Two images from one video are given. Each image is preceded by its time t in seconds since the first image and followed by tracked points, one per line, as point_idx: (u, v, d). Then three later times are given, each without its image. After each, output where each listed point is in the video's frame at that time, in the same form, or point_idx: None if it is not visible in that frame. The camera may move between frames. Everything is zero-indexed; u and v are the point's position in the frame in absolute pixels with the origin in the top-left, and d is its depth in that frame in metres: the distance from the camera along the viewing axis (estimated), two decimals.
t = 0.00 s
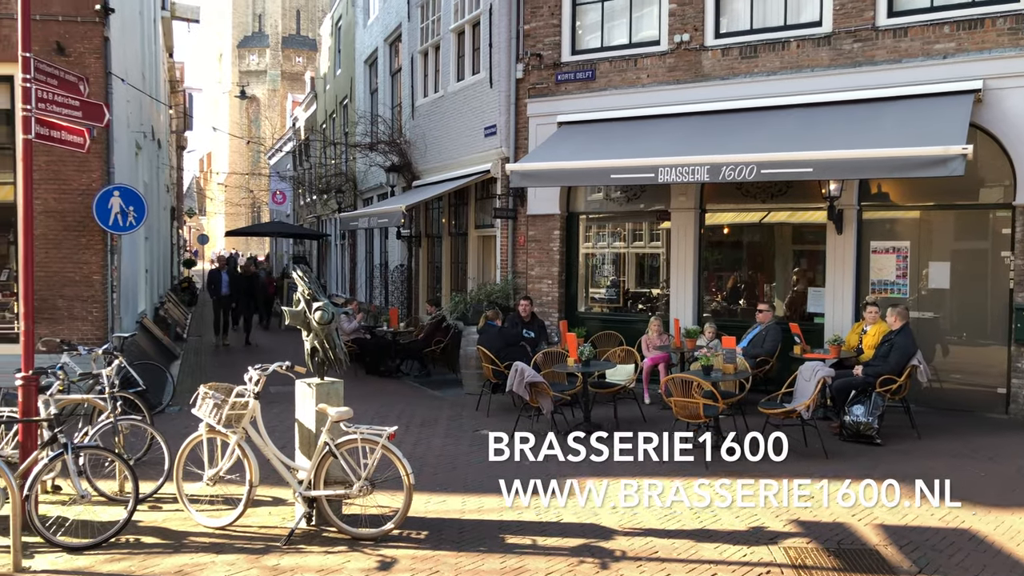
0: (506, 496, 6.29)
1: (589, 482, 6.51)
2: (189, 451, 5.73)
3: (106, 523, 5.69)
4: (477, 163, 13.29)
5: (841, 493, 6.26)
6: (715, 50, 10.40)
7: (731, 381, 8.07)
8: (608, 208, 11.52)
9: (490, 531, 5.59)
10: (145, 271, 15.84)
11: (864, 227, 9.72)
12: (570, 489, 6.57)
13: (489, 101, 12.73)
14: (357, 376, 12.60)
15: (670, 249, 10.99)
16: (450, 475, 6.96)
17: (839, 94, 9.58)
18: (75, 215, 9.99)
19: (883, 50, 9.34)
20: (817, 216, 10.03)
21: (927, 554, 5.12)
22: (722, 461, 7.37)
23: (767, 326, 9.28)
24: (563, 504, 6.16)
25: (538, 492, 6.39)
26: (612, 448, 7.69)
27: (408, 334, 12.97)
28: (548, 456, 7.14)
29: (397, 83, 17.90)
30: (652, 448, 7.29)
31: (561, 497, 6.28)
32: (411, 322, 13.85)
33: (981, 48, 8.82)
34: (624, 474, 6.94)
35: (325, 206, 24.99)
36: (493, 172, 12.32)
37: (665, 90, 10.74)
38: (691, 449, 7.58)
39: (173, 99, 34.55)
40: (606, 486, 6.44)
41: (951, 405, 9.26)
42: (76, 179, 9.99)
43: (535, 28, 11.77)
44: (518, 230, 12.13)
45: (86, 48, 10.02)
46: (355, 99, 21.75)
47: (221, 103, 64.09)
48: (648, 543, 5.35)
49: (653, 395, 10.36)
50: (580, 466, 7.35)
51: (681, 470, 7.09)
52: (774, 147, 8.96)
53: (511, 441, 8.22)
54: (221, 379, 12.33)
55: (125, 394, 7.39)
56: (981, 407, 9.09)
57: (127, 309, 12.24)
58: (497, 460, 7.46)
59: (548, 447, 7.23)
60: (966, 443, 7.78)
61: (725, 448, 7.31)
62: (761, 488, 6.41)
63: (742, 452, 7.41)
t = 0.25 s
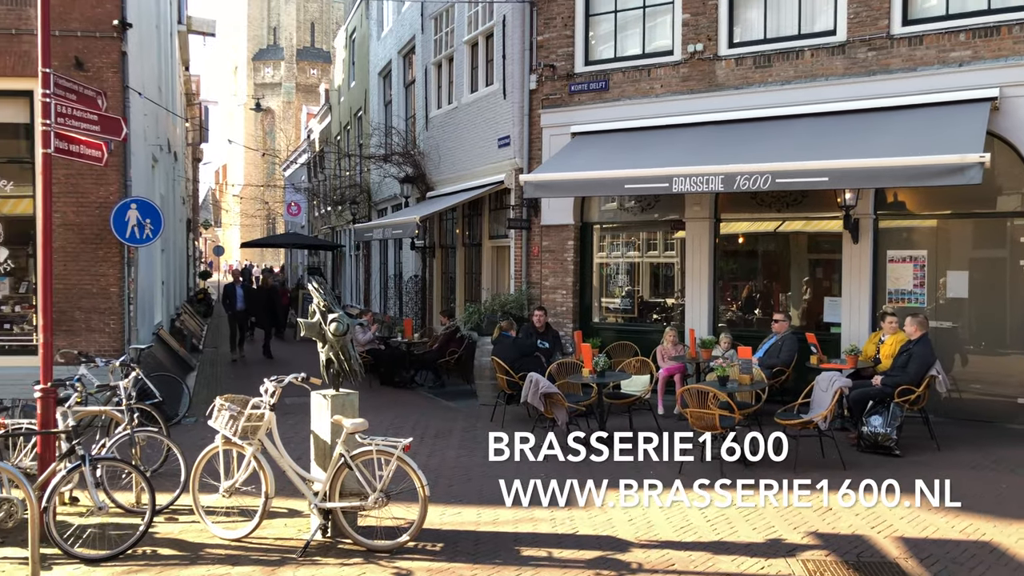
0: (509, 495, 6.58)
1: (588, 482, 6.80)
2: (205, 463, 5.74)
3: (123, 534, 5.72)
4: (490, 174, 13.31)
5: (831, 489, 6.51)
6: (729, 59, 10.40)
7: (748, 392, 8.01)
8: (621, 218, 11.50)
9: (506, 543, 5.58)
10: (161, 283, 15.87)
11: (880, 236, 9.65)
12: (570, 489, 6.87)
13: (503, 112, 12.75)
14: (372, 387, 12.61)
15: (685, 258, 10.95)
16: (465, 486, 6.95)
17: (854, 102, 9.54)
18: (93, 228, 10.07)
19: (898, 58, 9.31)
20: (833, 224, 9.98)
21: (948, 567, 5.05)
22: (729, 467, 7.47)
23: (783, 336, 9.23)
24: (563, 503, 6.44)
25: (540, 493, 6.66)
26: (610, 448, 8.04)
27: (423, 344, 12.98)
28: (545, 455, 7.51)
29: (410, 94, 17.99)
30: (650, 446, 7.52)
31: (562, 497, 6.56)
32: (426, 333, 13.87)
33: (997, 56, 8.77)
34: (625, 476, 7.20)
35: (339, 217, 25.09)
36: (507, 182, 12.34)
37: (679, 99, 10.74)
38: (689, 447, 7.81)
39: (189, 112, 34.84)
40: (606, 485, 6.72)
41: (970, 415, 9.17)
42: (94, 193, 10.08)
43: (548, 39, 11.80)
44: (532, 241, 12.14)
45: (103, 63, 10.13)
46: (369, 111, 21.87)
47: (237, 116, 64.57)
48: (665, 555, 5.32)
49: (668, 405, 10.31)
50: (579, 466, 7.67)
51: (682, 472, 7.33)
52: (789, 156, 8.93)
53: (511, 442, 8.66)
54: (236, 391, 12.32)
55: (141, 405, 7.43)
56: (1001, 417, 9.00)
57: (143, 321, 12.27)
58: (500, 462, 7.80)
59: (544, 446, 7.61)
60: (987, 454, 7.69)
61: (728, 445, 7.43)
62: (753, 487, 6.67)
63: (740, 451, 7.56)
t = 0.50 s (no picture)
0: (509, 495, 6.96)
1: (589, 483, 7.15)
2: (221, 476, 5.75)
3: (139, 548, 5.73)
4: (504, 186, 13.33)
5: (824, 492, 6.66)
6: (742, 71, 10.39)
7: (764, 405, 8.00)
8: (635, 230, 11.48)
9: (521, 557, 5.56)
10: (177, 296, 15.90)
11: (896, 247, 9.58)
12: (571, 490, 7.23)
13: (516, 125, 12.79)
14: (386, 399, 12.63)
15: (699, 270, 10.92)
16: (480, 500, 6.93)
17: (868, 113, 9.51)
18: (110, 243, 10.15)
19: (913, 68, 9.27)
20: (848, 236, 9.93)
21: None
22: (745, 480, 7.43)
23: (798, 348, 9.18)
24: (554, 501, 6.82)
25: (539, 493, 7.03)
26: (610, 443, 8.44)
27: (437, 357, 12.97)
28: (544, 454, 7.94)
29: (424, 108, 18.08)
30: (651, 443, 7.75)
31: (561, 496, 6.92)
32: (440, 345, 13.88)
33: (1013, 65, 8.73)
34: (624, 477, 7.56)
35: (353, 230, 25.20)
36: (520, 195, 12.36)
37: (692, 111, 10.73)
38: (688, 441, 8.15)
39: (205, 127, 35.12)
40: (605, 486, 7.06)
41: (989, 427, 9.08)
42: (111, 208, 10.16)
43: (561, 52, 11.84)
44: (546, 253, 12.14)
45: (121, 79, 10.23)
46: (382, 125, 21.99)
47: (252, 130, 65.08)
48: (681, 568, 5.29)
49: (684, 418, 10.26)
50: (579, 467, 8.07)
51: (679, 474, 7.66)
52: (804, 167, 8.90)
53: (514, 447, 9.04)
54: (252, 405, 12.27)
55: (157, 419, 7.47)
56: (1021, 429, 8.90)
57: (159, 335, 12.33)
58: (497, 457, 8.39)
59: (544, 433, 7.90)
60: (1008, 467, 7.61)
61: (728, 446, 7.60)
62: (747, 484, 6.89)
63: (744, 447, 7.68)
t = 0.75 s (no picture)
0: (510, 496, 7.42)
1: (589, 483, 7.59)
2: (231, 492, 5.77)
3: (149, 564, 5.74)
4: (512, 201, 13.36)
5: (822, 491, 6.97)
6: (750, 85, 10.41)
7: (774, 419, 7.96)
8: (644, 243, 11.48)
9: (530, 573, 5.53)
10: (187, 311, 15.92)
11: (906, 260, 9.54)
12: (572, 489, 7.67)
13: (524, 140, 12.82)
14: (395, 414, 12.62)
15: (708, 283, 10.90)
16: (489, 515, 6.91)
17: (877, 126, 9.50)
18: (120, 259, 10.20)
19: (921, 81, 9.27)
20: (858, 248, 9.89)
21: None
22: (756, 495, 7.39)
23: (809, 361, 9.12)
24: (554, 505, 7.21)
25: (540, 493, 7.48)
26: (608, 445, 8.83)
27: (445, 371, 12.95)
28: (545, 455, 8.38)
29: (433, 123, 18.16)
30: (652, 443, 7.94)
31: (561, 496, 7.36)
32: (449, 359, 13.88)
33: (1021, 78, 8.72)
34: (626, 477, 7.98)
35: (363, 245, 25.27)
36: (529, 209, 12.38)
37: (700, 125, 10.74)
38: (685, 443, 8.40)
39: (216, 142, 35.33)
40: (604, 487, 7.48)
41: (1002, 441, 9.00)
42: (122, 224, 10.22)
43: (569, 67, 11.89)
44: (554, 267, 12.15)
45: (132, 96, 10.31)
46: (391, 140, 22.09)
47: (261, 146, 65.45)
48: None
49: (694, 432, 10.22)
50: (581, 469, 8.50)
51: (677, 477, 8.05)
52: (812, 181, 8.89)
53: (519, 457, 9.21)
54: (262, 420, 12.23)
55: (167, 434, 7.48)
56: None
57: (168, 351, 12.33)
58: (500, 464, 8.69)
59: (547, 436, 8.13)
60: (1021, 482, 7.54)
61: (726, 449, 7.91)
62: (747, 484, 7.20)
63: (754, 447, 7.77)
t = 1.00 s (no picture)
0: (510, 495, 7.86)
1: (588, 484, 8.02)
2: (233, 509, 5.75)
3: None
4: (515, 215, 13.38)
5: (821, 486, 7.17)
6: (751, 100, 10.44)
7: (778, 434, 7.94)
8: (646, 257, 11.49)
9: None
10: (190, 327, 15.89)
11: (909, 273, 9.54)
12: (573, 489, 8.12)
13: (527, 155, 12.86)
14: (398, 429, 12.60)
15: (711, 297, 10.89)
16: (492, 532, 6.89)
17: (878, 141, 9.52)
18: (124, 275, 10.23)
19: (922, 96, 9.29)
20: (861, 263, 9.89)
21: None
22: (761, 511, 7.36)
23: (812, 377, 9.10)
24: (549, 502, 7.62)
25: (539, 493, 7.93)
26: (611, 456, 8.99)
27: (448, 386, 12.92)
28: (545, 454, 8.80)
29: (435, 139, 18.23)
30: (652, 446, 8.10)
31: (561, 496, 7.79)
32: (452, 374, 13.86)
33: (1022, 92, 8.74)
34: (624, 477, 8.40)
35: (365, 260, 25.30)
36: (531, 224, 12.41)
37: (702, 140, 10.77)
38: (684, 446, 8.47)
39: (219, 158, 35.46)
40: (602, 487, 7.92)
41: (1007, 456, 8.96)
42: (125, 240, 10.25)
43: (571, 83, 11.95)
44: (557, 282, 12.15)
45: (136, 113, 10.37)
46: (394, 155, 22.16)
47: (265, 161, 65.68)
48: None
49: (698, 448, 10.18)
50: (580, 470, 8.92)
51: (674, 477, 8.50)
52: (814, 195, 8.90)
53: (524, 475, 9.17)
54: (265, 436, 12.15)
55: (170, 450, 7.46)
56: None
57: (171, 365, 12.37)
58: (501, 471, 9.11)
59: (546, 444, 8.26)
60: None
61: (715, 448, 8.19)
62: (744, 481, 7.36)
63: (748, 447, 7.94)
